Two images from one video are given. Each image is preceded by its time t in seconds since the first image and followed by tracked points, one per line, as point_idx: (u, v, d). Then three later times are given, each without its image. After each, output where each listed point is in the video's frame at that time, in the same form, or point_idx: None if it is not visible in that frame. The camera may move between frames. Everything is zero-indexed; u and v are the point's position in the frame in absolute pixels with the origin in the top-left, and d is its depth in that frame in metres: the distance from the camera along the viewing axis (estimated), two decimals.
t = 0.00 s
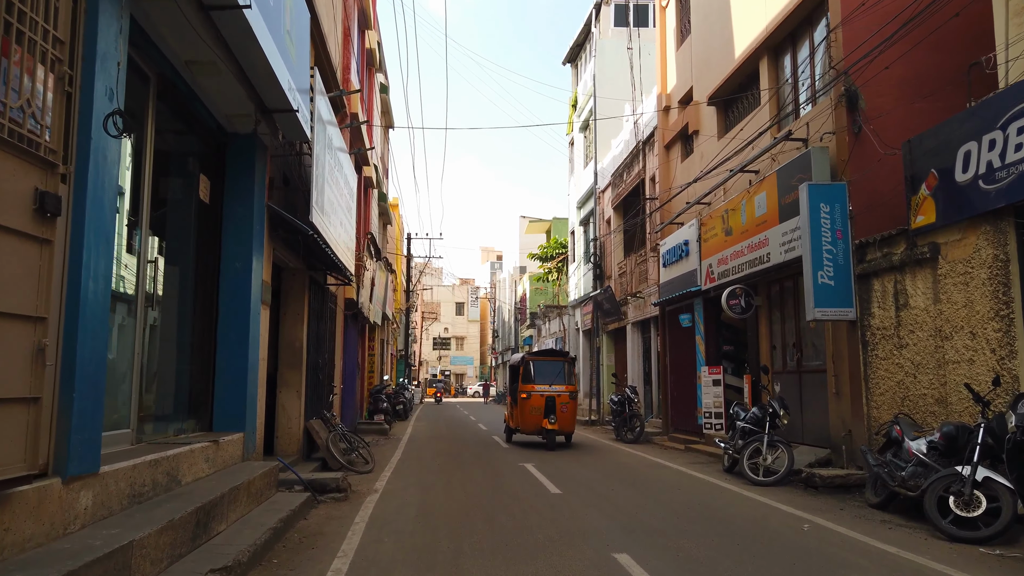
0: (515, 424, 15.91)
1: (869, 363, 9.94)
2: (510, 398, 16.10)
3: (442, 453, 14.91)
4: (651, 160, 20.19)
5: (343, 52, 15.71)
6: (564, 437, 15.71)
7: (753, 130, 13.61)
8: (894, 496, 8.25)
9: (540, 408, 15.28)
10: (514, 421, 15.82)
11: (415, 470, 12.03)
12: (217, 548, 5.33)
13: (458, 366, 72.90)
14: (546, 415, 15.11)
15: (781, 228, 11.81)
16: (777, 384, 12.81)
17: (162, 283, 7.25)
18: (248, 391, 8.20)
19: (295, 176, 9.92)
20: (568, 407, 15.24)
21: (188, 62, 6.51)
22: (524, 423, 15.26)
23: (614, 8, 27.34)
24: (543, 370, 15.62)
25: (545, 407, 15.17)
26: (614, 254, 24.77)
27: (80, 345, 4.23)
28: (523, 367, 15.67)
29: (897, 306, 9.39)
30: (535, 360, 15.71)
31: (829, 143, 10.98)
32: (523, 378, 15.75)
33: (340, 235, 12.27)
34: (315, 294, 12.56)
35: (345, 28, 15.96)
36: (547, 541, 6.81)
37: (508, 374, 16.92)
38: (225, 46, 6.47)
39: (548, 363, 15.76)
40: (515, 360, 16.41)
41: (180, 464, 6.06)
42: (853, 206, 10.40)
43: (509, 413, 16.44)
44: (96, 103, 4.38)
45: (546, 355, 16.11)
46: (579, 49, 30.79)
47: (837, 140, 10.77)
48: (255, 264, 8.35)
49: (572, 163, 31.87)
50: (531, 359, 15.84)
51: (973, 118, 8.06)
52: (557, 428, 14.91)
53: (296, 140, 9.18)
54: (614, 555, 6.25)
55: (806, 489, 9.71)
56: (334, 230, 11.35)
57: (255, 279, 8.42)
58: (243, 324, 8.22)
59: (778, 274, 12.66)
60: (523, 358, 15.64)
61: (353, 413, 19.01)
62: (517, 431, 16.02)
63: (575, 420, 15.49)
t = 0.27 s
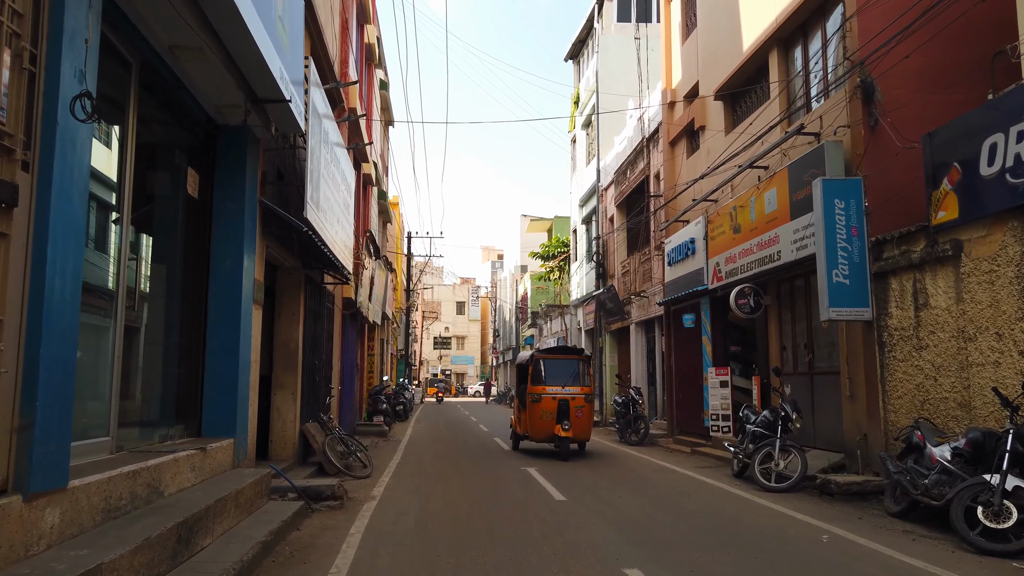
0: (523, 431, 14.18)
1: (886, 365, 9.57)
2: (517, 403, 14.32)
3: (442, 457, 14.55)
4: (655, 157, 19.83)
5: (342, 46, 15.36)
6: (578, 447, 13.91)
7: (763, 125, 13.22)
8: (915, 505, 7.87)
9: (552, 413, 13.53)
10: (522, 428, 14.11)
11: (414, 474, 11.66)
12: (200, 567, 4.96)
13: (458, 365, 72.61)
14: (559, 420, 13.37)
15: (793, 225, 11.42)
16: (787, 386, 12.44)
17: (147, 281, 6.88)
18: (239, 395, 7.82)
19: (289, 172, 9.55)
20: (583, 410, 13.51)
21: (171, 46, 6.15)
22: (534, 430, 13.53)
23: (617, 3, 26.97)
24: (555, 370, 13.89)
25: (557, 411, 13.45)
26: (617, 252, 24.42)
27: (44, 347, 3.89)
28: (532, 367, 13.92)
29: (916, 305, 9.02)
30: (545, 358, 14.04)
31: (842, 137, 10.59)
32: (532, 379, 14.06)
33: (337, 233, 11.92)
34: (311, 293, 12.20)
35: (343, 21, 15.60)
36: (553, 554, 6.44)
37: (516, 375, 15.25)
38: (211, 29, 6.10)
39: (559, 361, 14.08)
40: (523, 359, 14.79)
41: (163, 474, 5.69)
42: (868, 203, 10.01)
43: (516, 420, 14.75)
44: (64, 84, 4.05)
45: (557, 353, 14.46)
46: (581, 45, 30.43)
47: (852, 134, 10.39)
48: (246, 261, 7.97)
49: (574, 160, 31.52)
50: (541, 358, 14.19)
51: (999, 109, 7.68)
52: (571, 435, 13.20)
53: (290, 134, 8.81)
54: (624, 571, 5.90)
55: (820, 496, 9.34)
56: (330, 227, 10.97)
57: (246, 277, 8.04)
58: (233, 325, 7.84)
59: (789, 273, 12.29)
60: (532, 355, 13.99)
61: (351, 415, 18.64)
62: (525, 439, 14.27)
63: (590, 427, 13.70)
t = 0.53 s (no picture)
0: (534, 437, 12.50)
1: (903, 364, 9.19)
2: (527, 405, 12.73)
3: (442, 459, 14.17)
4: (659, 152, 19.46)
5: (340, 37, 15.01)
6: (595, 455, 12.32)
7: (773, 117, 12.83)
8: (939, 511, 7.49)
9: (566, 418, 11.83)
10: (532, 433, 12.45)
11: (413, 477, 11.29)
12: None
13: (459, 365, 72.26)
14: (575, 425, 11.66)
15: (805, 219, 11.05)
16: (798, 386, 12.06)
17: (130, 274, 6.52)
18: (229, 395, 7.44)
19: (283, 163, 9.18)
20: (602, 415, 11.81)
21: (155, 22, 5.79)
22: (546, 436, 11.84)
23: None
24: (569, 369, 12.17)
25: (573, 415, 11.72)
26: (620, 250, 24.05)
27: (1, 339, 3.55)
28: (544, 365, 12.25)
29: (937, 302, 8.64)
30: (558, 354, 12.35)
31: (858, 128, 10.22)
32: (543, 379, 12.36)
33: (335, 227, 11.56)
34: (308, 290, 11.83)
35: (341, 12, 15.25)
36: (560, 564, 6.06)
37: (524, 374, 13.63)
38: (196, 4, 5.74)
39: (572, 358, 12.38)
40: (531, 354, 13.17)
41: (143, 479, 5.32)
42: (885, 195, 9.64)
43: (526, 424, 13.09)
44: (24, 52, 3.76)
45: (571, 349, 12.76)
46: (583, 41, 30.08)
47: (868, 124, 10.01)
48: (236, 254, 7.59)
49: (576, 158, 31.16)
50: (553, 355, 12.50)
51: None
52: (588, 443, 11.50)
53: (284, 122, 8.45)
54: None
55: (836, 501, 8.96)
56: (326, 221, 10.59)
57: (237, 271, 7.67)
58: (222, 321, 7.46)
59: (800, 269, 11.92)
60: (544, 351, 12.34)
61: (350, 415, 18.26)
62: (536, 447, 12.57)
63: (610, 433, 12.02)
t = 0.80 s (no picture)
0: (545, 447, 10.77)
1: (917, 366, 8.86)
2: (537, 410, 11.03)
3: (440, 463, 13.84)
4: (662, 150, 19.15)
5: (337, 32, 14.71)
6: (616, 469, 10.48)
7: (780, 112, 12.51)
8: (957, 520, 7.15)
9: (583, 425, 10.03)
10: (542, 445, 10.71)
11: (410, 482, 10.97)
12: None
13: (459, 366, 71.96)
14: (592, 435, 9.85)
15: (814, 217, 10.73)
16: (806, 389, 11.74)
17: (110, 272, 6.21)
18: (215, 398, 7.12)
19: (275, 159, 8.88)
20: (625, 423, 9.98)
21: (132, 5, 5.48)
22: (558, 447, 10.03)
23: None
24: (585, 369, 10.40)
25: (591, 422, 9.91)
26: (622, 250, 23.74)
27: None
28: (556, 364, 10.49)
29: (953, 302, 8.31)
30: (572, 352, 10.58)
31: (869, 122, 9.90)
32: (555, 380, 10.60)
33: (330, 225, 11.25)
34: (302, 290, 11.53)
35: (338, 7, 14.95)
36: None
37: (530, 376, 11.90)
38: None
39: (589, 357, 10.59)
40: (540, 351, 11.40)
41: (116, 488, 5.00)
42: (898, 192, 9.31)
43: (533, 433, 11.34)
44: None
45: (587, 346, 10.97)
46: (584, 39, 29.77)
47: (879, 118, 9.69)
48: (222, 252, 7.27)
49: (577, 156, 30.85)
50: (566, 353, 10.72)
51: None
52: (609, 455, 9.71)
53: (275, 115, 8.14)
54: None
55: (847, 508, 8.65)
56: (321, 218, 10.26)
57: (224, 269, 7.34)
58: (208, 321, 7.14)
59: (808, 269, 11.60)
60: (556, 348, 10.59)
61: (347, 417, 17.93)
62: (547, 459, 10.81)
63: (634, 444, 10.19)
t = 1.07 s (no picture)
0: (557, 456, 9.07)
1: (935, 360, 8.46)
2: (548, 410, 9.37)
3: (437, 463, 13.46)
4: (664, 143, 18.76)
5: (331, 21, 14.33)
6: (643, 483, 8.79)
7: (787, 101, 12.13)
8: (981, 522, 6.76)
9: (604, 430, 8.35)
10: (554, 453, 9.09)
11: (405, 483, 10.57)
12: None
13: (459, 366, 71.56)
14: (616, 441, 8.19)
15: (824, 207, 10.35)
16: (815, 385, 11.34)
17: (80, 259, 5.82)
18: (196, 394, 6.73)
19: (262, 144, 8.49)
20: (654, 427, 8.31)
21: None
22: (575, 456, 8.36)
23: None
24: (605, 362, 8.74)
25: (614, 426, 8.24)
26: (623, 247, 23.35)
27: None
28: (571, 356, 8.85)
29: (972, 292, 7.92)
30: (590, 343, 8.92)
31: (882, 107, 9.52)
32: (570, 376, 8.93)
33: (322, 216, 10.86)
34: (294, 284, 11.14)
35: None
36: None
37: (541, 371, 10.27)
38: None
39: (609, 348, 8.95)
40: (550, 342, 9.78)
41: (79, 490, 4.62)
42: (913, 179, 8.92)
43: (543, 439, 9.68)
44: None
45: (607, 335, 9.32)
46: (585, 34, 29.38)
47: (893, 103, 9.30)
48: (204, 239, 6.88)
49: (578, 153, 30.47)
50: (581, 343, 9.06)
51: None
52: (639, 466, 8.03)
53: (261, 98, 7.76)
54: None
55: (862, 509, 8.26)
56: (313, 209, 9.88)
57: (205, 257, 6.96)
58: (188, 313, 6.75)
59: (816, 261, 11.21)
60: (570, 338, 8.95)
61: (342, 417, 17.55)
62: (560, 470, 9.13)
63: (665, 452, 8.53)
